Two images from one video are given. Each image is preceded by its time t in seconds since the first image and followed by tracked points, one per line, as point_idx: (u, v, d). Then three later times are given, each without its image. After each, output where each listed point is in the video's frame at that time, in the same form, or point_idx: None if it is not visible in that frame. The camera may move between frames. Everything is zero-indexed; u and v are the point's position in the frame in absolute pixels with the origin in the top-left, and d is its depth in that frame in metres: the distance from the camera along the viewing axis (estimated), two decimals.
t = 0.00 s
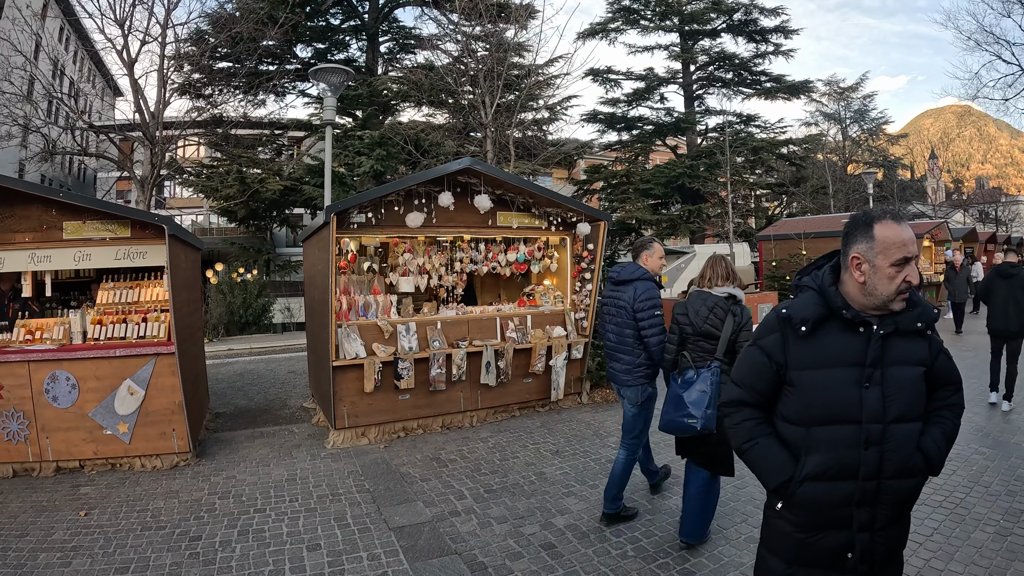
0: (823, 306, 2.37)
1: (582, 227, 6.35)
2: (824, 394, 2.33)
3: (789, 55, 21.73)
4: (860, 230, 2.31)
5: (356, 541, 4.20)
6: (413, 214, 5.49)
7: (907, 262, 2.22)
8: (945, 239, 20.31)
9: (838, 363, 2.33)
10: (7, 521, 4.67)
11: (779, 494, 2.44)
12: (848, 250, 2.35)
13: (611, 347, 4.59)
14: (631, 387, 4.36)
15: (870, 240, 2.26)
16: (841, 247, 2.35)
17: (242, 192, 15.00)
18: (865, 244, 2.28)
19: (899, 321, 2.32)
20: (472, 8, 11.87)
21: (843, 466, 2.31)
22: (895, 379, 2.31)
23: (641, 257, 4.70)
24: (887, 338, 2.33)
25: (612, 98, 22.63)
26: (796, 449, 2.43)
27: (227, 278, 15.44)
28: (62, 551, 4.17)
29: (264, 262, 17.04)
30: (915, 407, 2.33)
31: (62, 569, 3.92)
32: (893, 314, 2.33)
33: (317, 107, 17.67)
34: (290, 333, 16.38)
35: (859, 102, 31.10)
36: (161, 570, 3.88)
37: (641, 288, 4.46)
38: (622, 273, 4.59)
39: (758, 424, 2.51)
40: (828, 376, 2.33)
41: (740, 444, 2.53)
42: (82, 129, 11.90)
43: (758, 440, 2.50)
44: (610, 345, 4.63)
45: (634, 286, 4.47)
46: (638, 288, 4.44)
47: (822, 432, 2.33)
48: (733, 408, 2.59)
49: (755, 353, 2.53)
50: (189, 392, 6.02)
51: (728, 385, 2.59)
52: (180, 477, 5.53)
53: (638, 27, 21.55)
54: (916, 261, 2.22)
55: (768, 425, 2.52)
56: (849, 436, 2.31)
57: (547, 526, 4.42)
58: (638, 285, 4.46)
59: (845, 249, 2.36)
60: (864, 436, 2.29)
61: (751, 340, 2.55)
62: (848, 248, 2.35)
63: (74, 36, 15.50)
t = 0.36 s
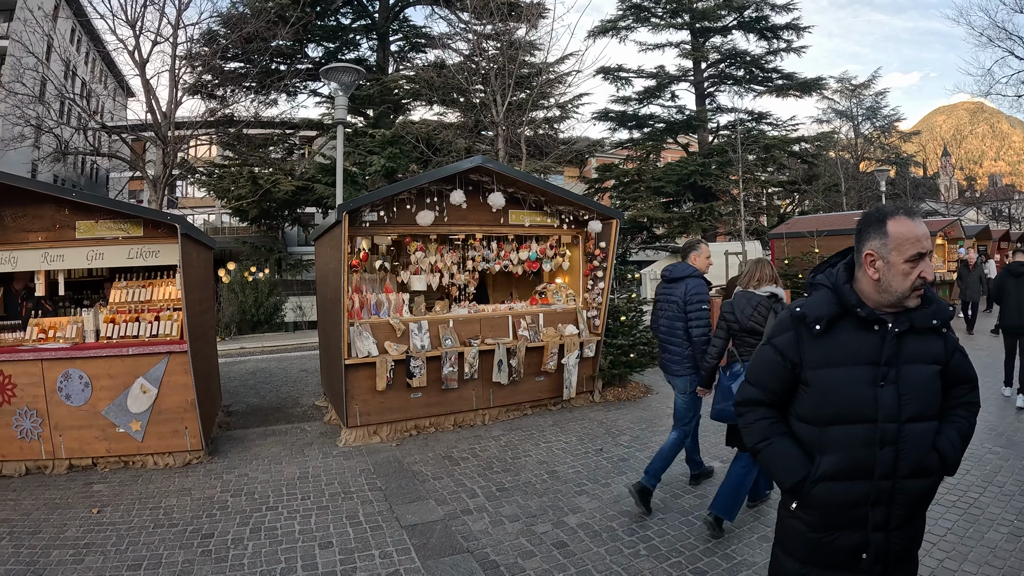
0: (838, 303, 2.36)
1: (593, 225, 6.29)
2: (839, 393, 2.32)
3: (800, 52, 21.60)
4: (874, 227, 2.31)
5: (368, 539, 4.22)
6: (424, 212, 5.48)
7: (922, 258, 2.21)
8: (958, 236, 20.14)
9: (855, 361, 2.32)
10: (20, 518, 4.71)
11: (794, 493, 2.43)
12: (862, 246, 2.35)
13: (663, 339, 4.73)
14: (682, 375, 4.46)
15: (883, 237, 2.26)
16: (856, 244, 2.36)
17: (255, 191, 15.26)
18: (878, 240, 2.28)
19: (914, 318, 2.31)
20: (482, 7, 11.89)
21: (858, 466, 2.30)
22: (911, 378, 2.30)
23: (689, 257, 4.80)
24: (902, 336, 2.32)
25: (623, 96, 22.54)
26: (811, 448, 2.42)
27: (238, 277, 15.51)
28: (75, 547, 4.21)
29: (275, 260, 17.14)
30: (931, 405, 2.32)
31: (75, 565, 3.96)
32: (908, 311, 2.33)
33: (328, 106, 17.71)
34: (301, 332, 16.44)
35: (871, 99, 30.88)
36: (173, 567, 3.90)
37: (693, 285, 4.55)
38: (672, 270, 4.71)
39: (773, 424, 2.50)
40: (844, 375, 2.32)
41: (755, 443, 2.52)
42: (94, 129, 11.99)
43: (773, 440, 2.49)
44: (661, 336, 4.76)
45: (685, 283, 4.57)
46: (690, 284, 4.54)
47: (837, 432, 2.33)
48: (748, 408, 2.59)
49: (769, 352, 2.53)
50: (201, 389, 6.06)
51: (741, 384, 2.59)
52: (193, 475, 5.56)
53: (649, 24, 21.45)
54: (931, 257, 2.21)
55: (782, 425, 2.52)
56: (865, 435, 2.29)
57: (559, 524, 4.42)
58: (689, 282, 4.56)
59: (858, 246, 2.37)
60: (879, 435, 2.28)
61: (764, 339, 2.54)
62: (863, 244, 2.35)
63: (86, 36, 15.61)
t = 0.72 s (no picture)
0: (887, 304, 2.31)
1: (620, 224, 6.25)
2: (886, 397, 2.28)
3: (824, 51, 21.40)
4: (921, 225, 2.28)
5: (395, 540, 4.22)
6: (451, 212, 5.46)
7: (971, 257, 2.18)
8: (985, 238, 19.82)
9: (902, 364, 2.28)
10: (44, 515, 4.71)
11: (839, 500, 2.39)
12: (908, 245, 2.32)
13: (725, 332, 4.71)
14: (754, 364, 4.57)
15: (932, 235, 2.22)
16: (901, 242, 2.32)
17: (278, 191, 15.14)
18: (926, 239, 2.25)
19: (963, 320, 2.27)
20: (506, 8, 11.94)
21: (905, 470, 2.27)
22: (958, 381, 2.27)
23: (747, 253, 4.86)
24: (950, 337, 2.28)
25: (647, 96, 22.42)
26: (856, 453, 2.38)
27: (262, 277, 15.65)
28: (98, 545, 4.25)
29: (299, 260, 17.28)
30: (979, 409, 2.28)
31: (98, 563, 4.00)
32: (955, 312, 2.28)
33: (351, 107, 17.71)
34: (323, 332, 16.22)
35: (895, 99, 30.63)
36: (196, 566, 3.92)
37: (755, 280, 4.66)
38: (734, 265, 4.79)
39: (818, 429, 2.44)
40: (891, 377, 2.28)
41: (799, 448, 2.47)
42: (119, 129, 12.13)
43: (818, 445, 2.44)
44: (720, 330, 4.78)
45: (747, 277, 4.67)
46: (753, 278, 4.65)
47: (885, 436, 2.28)
48: (790, 412, 2.53)
49: (814, 354, 2.47)
50: (227, 387, 5.94)
51: (784, 388, 2.54)
52: (217, 472, 5.55)
53: (671, 24, 21.34)
54: (980, 255, 2.17)
55: (827, 430, 2.46)
56: (912, 439, 2.26)
57: (587, 527, 4.39)
58: (751, 276, 4.67)
59: (904, 245, 2.33)
60: (928, 440, 2.25)
61: (809, 340, 2.48)
62: (909, 243, 2.31)
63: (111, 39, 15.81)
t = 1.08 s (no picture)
0: (973, 303, 1.99)
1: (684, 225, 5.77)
2: (974, 403, 1.96)
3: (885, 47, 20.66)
4: (1007, 217, 1.96)
5: (445, 539, 3.98)
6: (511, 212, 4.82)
7: None
8: None
9: (992, 367, 1.95)
10: (98, 500, 4.27)
11: (918, 510, 2.08)
12: (993, 242, 1.98)
13: (829, 334, 4.40)
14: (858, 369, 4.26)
15: (1020, 228, 1.90)
16: (986, 239, 1.99)
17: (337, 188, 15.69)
18: (1014, 233, 1.91)
19: None
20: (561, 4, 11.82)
21: (991, 484, 1.95)
22: None
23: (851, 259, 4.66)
24: None
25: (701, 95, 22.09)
26: (936, 463, 2.07)
27: (318, 273, 16.00)
28: (150, 531, 3.92)
29: (355, 257, 17.53)
30: None
31: (148, 549, 3.70)
32: None
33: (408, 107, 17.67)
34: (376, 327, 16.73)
35: (956, 97, 29.75)
36: (246, 557, 3.64)
37: (866, 284, 4.29)
38: (844, 269, 4.43)
39: (899, 435, 2.14)
40: (980, 382, 1.96)
41: (876, 455, 2.17)
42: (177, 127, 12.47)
43: (898, 452, 2.13)
44: (825, 331, 4.46)
45: (857, 282, 4.31)
46: (865, 284, 4.29)
47: (967, 444, 1.98)
48: (869, 417, 2.23)
49: (895, 354, 2.17)
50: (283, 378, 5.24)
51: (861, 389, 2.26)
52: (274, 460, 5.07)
53: (727, 21, 20.97)
54: None
55: (909, 437, 2.16)
56: (998, 451, 1.94)
57: (643, 531, 4.10)
58: (863, 282, 4.30)
59: (990, 241, 2.00)
60: (1017, 451, 1.92)
61: (888, 340, 2.19)
62: (995, 239, 1.98)
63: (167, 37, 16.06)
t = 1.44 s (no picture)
0: None
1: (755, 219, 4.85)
2: None
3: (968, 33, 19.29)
4: None
5: (510, 535, 3.78)
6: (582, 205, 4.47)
7: None
8: None
9: None
10: (168, 485, 4.16)
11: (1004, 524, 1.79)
12: None
13: (938, 329, 4.23)
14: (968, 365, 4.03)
15: None
16: None
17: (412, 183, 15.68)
18: None
19: None
20: None
21: None
22: None
23: (966, 250, 4.23)
24: None
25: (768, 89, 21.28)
26: None
27: (390, 268, 16.22)
28: (216, 516, 3.83)
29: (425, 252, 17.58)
30: None
31: (215, 534, 3.61)
32: None
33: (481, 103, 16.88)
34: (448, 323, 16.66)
35: None
36: (311, 546, 3.53)
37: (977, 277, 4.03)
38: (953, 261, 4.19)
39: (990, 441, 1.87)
40: None
41: (964, 462, 1.92)
42: (251, 125, 12.77)
43: (988, 460, 1.86)
44: (935, 326, 4.28)
45: (968, 275, 4.07)
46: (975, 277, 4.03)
47: None
48: (959, 421, 1.98)
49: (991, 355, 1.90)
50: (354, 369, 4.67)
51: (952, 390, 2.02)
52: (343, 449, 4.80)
53: (797, 11, 20.11)
54: None
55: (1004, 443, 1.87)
56: None
57: (711, 535, 3.82)
58: (974, 275, 4.05)
59: None
60: None
61: (983, 340, 1.96)
62: None
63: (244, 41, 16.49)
